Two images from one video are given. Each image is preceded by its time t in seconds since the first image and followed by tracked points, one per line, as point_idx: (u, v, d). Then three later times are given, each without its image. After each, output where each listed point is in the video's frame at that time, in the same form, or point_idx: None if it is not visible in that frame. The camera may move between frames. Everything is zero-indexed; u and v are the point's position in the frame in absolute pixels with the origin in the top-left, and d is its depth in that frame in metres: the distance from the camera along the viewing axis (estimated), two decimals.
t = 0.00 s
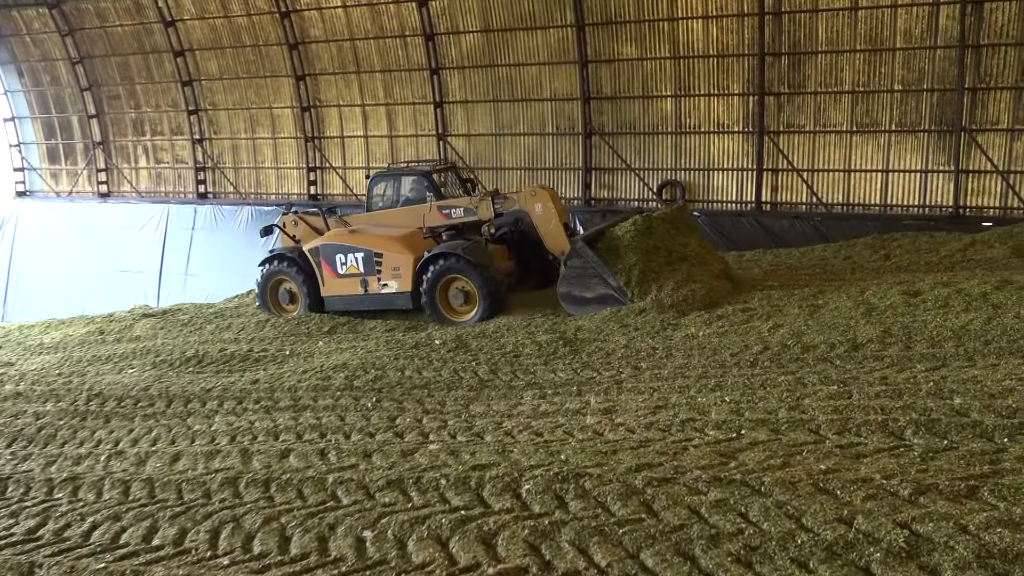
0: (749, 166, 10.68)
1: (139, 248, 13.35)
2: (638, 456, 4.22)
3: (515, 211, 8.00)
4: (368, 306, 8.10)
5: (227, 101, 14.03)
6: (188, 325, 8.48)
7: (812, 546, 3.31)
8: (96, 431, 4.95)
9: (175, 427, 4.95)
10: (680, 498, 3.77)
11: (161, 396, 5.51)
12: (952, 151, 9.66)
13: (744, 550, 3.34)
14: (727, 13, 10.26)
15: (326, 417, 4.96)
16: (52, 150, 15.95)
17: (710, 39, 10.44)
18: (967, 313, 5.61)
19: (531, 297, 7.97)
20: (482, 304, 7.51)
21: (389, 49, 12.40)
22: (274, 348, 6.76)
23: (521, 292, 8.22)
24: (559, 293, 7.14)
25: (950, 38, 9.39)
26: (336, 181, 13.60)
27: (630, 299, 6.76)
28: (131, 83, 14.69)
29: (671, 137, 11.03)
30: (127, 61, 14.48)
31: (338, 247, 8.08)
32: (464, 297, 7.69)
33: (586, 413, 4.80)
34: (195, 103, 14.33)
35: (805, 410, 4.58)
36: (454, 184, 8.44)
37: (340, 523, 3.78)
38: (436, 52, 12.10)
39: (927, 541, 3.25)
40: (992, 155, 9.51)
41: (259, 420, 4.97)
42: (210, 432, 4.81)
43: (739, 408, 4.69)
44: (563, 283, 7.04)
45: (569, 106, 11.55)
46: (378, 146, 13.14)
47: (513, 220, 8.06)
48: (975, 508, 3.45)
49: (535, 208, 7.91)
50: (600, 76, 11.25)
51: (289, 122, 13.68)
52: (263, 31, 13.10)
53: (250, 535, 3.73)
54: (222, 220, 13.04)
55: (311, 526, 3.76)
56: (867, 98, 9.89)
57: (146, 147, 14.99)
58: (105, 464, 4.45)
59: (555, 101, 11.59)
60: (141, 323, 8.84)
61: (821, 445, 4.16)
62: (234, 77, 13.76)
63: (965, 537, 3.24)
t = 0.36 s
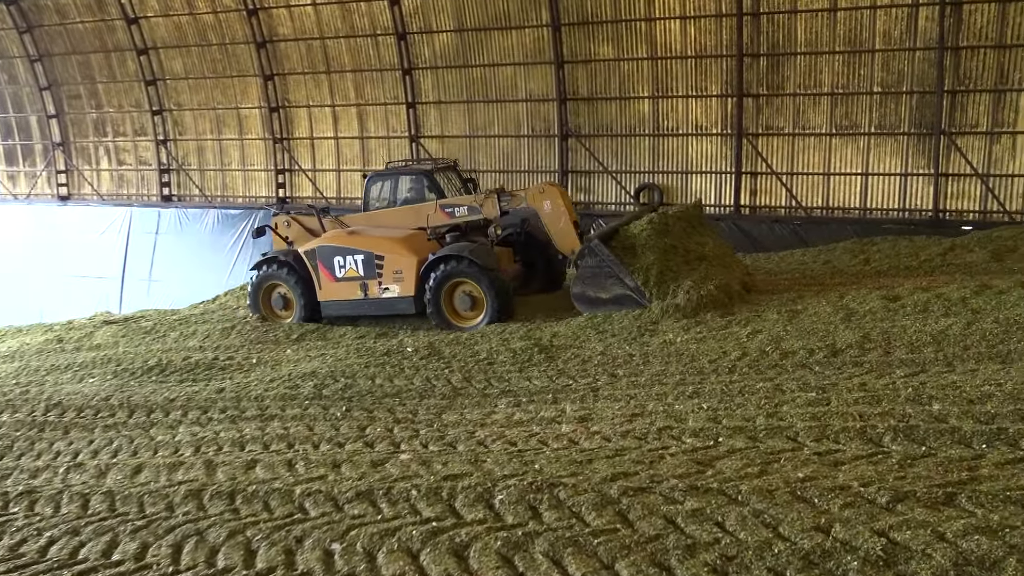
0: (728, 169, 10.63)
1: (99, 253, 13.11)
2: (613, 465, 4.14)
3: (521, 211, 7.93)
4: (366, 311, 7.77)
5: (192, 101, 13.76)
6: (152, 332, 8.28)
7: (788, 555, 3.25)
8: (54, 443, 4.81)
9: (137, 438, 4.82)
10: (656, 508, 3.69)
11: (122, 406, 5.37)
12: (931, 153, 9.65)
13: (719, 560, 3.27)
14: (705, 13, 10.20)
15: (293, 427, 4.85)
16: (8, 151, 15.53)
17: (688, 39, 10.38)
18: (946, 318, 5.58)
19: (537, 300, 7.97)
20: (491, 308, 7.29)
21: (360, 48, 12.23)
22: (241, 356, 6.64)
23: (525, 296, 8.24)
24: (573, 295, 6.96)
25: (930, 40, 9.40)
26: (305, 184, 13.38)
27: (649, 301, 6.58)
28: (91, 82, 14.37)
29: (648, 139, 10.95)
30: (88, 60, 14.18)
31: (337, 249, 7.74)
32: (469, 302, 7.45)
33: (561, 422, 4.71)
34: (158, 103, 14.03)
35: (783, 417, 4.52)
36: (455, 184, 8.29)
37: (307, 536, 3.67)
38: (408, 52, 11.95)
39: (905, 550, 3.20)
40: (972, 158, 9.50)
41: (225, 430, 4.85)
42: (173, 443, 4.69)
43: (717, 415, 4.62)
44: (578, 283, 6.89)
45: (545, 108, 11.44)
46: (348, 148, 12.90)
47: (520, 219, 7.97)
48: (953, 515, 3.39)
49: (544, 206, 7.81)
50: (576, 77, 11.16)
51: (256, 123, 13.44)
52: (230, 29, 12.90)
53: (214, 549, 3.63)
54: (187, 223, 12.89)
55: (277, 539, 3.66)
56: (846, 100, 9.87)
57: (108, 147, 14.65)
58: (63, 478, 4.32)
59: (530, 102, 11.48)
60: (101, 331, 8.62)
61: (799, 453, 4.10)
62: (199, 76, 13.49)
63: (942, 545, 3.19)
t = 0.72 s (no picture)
0: (695, 170, 10.59)
1: (49, 255, 12.81)
2: (578, 472, 4.06)
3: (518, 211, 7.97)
4: (359, 315, 7.51)
5: (144, 98, 13.42)
6: (104, 338, 8.05)
7: (754, 562, 3.20)
8: None
9: (87, 448, 4.68)
10: (622, 515, 3.62)
11: (71, 415, 5.21)
12: (899, 155, 9.68)
13: (685, 569, 3.21)
14: (672, 11, 10.16)
15: (250, 435, 4.73)
16: None
17: (656, 38, 10.33)
18: (914, 320, 5.57)
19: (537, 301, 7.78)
20: (495, 307, 7.05)
21: (321, 44, 12.03)
22: (196, 362, 6.49)
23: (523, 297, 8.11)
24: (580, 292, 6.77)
25: (898, 40, 9.42)
26: (263, 184, 13.09)
27: (662, 300, 6.43)
28: (39, 78, 13.97)
29: (615, 140, 10.88)
30: (36, 55, 13.82)
31: (327, 251, 7.45)
32: (469, 302, 7.20)
33: (525, 428, 4.63)
34: (109, 101, 13.67)
35: (750, 421, 4.47)
36: (447, 182, 7.99)
37: (264, 548, 3.56)
38: (370, 49, 11.77)
39: (871, 554, 3.17)
40: (940, 159, 9.55)
41: (178, 439, 4.72)
42: (125, 453, 4.55)
43: (684, 421, 4.56)
44: (586, 277, 6.70)
45: (510, 107, 11.32)
46: (308, 148, 12.64)
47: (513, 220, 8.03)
48: (919, 519, 3.36)
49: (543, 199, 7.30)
50: (542, 76, 11.07)
51: (212, 122, 13.13)
52: (184, 24, 12.63)
53: (166, 562, 3.51)
54: (139, 225, 12.55)
55: (233, 552, 3.54)
56: (815, 100, 9.87)
57: (57, 146, 14.24)
58: (6, 491, 4.17)
59: (495, 100, 11.35)
60: (47, 338, 8.39)
61: (766, 458, 4.05)
62: (152, 72, 13.16)
63: (908, 549, 3.16)
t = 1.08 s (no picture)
0: (665, 169, 10.54)
1: None
2: (546, 478, 3.97)
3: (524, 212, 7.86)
4: (358, 319, 7.25)
5: (94, 96, 13.09)
6: (55, 347, 7.83)
7: (725, 567, 3.13)
8: None
9: (36, 461, 4.53)
10: (590, 521, 3.54)
11: (21, 427, 5.06)
12: (869, 152, 9.68)
13: None
14: (639, 7, 10.10)
15: (207, 445, 4.61)
16: None
17: (623, 34, 10.25)
18: (885, 320, 5.54)
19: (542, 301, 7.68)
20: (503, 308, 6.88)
21: (279, 40, 11.84)
22: (152, 370, 6.34)
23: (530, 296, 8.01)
24: (595, 288, 6.55)
25: (867, 36, 9.42)
26: (221, 187, 12.88)
27: (683, 293, 6.26)
28: None
29: (583, 138, 10.79)
30: None
31: (324, 253, 7.17)
32: (477, 304, 7.02)
33: (492, 434, 4.54)
34: (58, 99, 13.32)
35: (720, 424, 4.41)
36: (445, 181, 7.84)
37: (221, 561, 3.45)
38: (329, 45, 11.61)
39: (843, 557, 3.11)
40: (909, 156, 9.56)
41: (133, 451, 4.59)
42: (76, 466, 4.42)
43: (654, 424, 4.49)
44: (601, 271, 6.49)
45: (475, 105, 11.21)
46: (267, 147, 12.43)
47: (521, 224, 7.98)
48: (890, 521, 3.31)
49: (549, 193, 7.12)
50: (507, 73, 10.96)
51: (165, 121, 12.85)
52: (137, 20, 12.36)
53: None
54: (89, 228, 12.20)
55: (189, 566, 3.42)
56: (784, 98, 9.84)
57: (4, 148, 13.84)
58: None
59: (459, 98, 11.24)
60: None
61: (737, 461, 3.98)
62: (103, 70, 12.86)
63: (879, 551, 3.11)
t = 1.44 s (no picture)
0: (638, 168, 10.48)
1: None
2: (517, 481, 3.91)
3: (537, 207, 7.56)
4: (366, 318, 7.09)
5: (53, 91, 12.85)
6: (12, 349, 7.66)
7: (697, 571, 3.08)
8: None
9: None
10: (561, 525, 3.48)
11: None
12: (843, 151, 9.68)
13: None
14: (612, 2, 10.06)
15: (170, 450, 4.51)
16: None
17: (596, 30, 10.20)
18: (859, 320, 5.53)
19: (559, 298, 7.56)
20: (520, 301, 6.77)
21: (244, 35, 11.68)
22: (113, 373, 6.22)
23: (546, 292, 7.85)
24: (618, 272, 6.49)
25: (841, 34, 9.41)
26: (184, 184, 12.61)
27: (711, 275, 6.22)
28: None
29: (555, 136, 10.71)
30: None
31: (331, 248, 7.00)
32: (492, 298, 6.91)
33: (463, 437, 4.48)
34: (15, 94, 13.07)
35: (693, 426, 4.36)
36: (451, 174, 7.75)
37: (183, 569, 3.36)
38: (296, 40, 11.46)
39: (815, 560, 3.07)
40: (883, 156, 9.58)
41: (92, 456, 4.48)
42: (34, 472, 4.31)
43: (626, 426, 4.44)
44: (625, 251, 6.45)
45: (445, 101, 11.11)
46: (232, 144, 12.24)
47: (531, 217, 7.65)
48: (863, 523, 3.27)
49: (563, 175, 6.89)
50: (478, 69, 10.86)
51: (127, 117, 12.61)
52: (97, 12, 12.13)
53: None
54: (47, 226, 12.01)
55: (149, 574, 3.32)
56: (758, 96, 9.82)
57: None
58: None
59: (429, 95, 11.13)
60: None
61: (710, 463, 3.93)
62: (61, 64, 12.62)
63: (852, 553, 3.07)
